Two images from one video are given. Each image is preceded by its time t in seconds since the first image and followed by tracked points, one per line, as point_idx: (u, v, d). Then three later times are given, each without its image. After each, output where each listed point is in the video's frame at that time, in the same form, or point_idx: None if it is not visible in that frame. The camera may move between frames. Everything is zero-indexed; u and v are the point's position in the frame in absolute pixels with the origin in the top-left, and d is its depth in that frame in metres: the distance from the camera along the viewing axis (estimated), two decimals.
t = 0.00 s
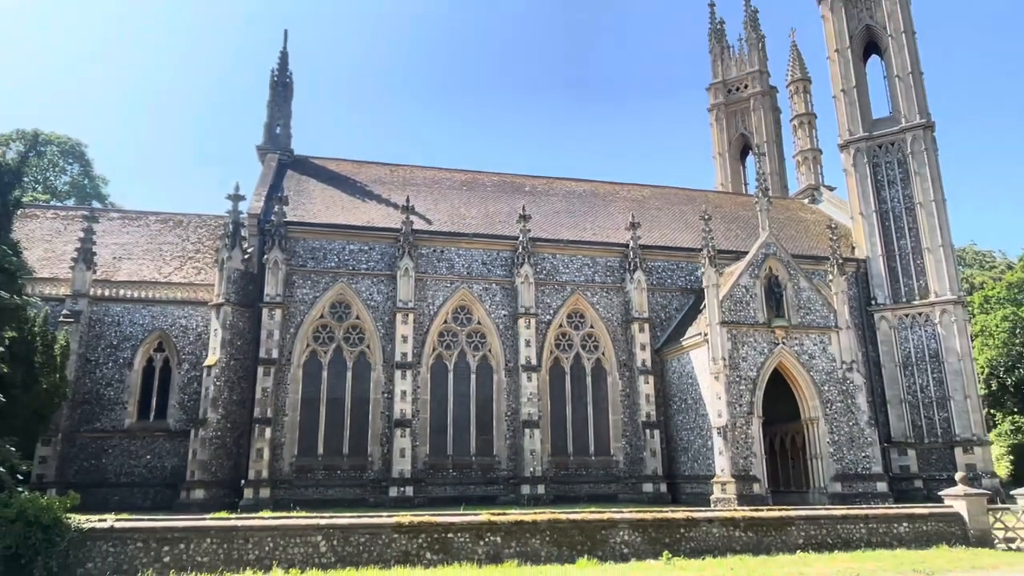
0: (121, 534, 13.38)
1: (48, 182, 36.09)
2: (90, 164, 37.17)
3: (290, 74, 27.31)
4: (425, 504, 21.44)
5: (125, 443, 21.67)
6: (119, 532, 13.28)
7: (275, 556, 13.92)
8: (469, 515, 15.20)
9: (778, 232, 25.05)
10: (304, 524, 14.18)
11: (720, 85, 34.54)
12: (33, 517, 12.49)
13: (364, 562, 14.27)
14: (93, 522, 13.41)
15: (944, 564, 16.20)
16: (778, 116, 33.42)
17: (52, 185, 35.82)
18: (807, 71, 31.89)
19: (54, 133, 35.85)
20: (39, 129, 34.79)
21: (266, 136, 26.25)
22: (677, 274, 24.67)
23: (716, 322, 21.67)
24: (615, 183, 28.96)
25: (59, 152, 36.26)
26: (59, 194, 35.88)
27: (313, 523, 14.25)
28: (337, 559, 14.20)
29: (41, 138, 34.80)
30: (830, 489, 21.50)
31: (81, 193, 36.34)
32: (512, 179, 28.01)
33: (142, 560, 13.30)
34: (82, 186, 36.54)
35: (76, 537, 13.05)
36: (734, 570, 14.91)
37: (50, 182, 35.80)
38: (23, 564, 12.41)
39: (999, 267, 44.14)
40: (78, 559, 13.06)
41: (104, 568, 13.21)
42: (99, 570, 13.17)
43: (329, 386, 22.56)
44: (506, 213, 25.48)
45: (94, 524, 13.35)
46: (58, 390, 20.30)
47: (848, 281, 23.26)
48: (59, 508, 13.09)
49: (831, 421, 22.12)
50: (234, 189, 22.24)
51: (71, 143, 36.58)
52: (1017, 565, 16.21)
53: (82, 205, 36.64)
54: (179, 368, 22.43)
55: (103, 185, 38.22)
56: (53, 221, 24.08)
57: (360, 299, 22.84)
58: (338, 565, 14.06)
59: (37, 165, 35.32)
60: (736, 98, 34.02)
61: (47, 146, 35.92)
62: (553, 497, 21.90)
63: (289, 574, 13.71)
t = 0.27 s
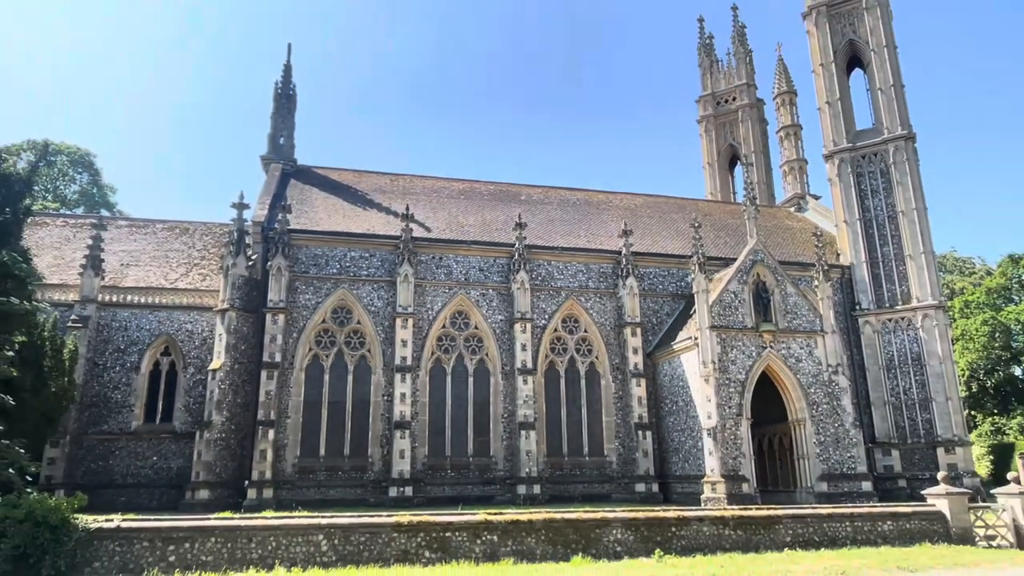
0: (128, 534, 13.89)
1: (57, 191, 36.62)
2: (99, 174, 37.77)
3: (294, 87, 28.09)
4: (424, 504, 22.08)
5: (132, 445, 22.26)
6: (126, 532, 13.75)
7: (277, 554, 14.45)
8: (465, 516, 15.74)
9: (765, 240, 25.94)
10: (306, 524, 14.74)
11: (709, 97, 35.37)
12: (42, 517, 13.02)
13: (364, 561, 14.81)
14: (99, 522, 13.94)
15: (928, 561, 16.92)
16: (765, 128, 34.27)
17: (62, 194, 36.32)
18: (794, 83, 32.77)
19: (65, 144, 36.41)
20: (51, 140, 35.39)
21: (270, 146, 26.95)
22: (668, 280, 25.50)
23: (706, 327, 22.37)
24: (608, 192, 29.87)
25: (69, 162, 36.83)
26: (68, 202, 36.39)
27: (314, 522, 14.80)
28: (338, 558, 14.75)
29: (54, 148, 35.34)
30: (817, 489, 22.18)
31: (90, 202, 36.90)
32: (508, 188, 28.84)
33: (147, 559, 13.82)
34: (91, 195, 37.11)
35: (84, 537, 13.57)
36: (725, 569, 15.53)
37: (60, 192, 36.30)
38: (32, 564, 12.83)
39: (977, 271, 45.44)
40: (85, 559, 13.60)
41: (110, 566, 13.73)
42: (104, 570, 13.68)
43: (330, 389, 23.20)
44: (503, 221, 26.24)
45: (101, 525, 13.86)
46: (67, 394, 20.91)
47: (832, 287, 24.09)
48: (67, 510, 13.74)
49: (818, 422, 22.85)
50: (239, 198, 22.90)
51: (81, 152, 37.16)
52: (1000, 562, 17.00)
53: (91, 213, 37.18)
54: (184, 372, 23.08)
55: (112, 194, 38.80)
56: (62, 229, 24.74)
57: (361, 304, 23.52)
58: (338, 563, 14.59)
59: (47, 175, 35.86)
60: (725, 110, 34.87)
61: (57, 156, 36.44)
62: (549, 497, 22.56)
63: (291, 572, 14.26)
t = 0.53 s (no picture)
0: (141, 529, 14.40)
1: (75, 202, 37.59)
2: (115, 185, 38.82)
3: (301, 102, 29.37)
4: (425, 500, 23.14)
5: (145, 443, 23.28)
6: (140, 527, 14.30)
7: (283, 549, 15.01)
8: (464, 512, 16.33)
9: (749, 248, 27.30)
10: (312, 520, 15.31)
11: (696, 112, 36.65)
12: (58, 514, 13.64)
13: (366, 555, 15.33)
14: (113, 519, 14.43)
15: (908, 554, 18.10)
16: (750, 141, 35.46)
17: (79, 204, 37.28)
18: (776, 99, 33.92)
19: (83, 156, 37.49)
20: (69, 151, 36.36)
21: (278, 158, 28.17)
22: (657, 286, 26.78)
23: (694, 330, 23.53)
24: (601, 202, 31.32)
25: (86, 173, 37.89)
26: (86, 212, 37.33)
27: (319, 519, 15.35)
28: (342, 551, 15.24)
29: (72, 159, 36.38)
30: (799, 485, 23.28)
31: (106, 212, 37.93)
32: (506, 199, 30.15)
33: (159, 554, 14.35)
34: (107, 205, 38.16)
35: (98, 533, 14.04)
36: (711, 561, 16.55)
37: (77, 202, 37.22)
38: (49, 558, 13.55)
39: (953, 278, 46.98)
40: (100, 553, 14.07)
41: (124, 560, 14.24)
42: (120, 563, 14.18)
43: (335, 390, 24.28)
44: (500, 230, 27.47)
45: (115, 521, 14.39)
46: (83, 394, 21.92)
47: (814, 293, 25.33)
48: (83, 505, 14.25)
49: (800, 422, 24.01)
50: (249, 208, 23.99)
51: (99, 164, 38.24)
52: (974, 555, 18.10)
53: (107, 222, 38.24)
54: (196, 374, 24.17)
55: (127, 204, 39.87)
56: (79, 237, 25.88)
57: (365, 309, 24.64)
58: (342, 557, 15.17)
59: (66, 185, 36.85)
60: (711, 124, 36.15)
61: (75, 167, 37.51)
62: (544, 493, 23.66)
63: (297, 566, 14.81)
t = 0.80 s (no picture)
0: (149, 527, 14.53)
1: (86, 210, 38.32)
2: (125, 193, 39.61)
3: (306, 113, 30.37)
4: (425, 499, 23.88)
5: (153, 444, 24.01)
6: (148, 525, 14.42)
7: (288, 547, 15.20)
8: (462, 511, 16.72)
9: (737, 255, 28.35)
10: (315, 518, 15.57)
11: (686, 124, 37.67)
12: (67, 513, 13.67)
13: (368, 553, 15.68)
14: (121, 518, 14.55)
15: (891, 551, 18.87)
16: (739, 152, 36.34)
17: (91, 212, 38.01)
18: (763, 111, 34.89)
19: (95, 165, 38.37)
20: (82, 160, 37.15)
21: (283, 168, 29.20)
22: (649, 291, 27.77)
23: (685, 334, 24.39)
24: (594, 211, 32.48)
25: (98, 182, 38.72)
26: (97, 219, 38.05)
27: (322, 517, 15.60)
28: (345, 549, 15.55)
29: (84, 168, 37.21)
30: (786, 484, 24.07)
31: (117, 219, 38.72)
32: (503, 208, 31.18)
33: (167, 551, 14.45)
34: (118, 213, 38.95)
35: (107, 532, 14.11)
36: (702, 558, 17.24)
37: (88, 210, 37.93)
38: (58, 556, 13.55)
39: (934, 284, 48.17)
40: (109, 551, 14.13)
41: (132, 558, 14.33)
42: (128, 561, 14.23)
43: (338, 392, 25.06)
44: (498, 238, 28.42)
45: (123, 519, 14.49)
46: (94, 396, 22.64)
47: (800, 298, 26.26)
48: (92, 505, 14.32)
49: (787, 423, 24.87)
50: (255, 216, 24.83)
51: (111, 173, 39.07)
52: (955, 552, 18.95)
53: (117, 229, 39.03)
54: (203, 377, 24.98)
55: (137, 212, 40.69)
56: (90, 245, 26.77)
57: (367, 314, 25.47)
58: (345, 554, 15.45)
59: (78, 194, 37.61)
60: (701, 136, 37.15)
61: (87, 176, 38.36)
62: (540, 491, 24.44)
63: (302, 563, 15.01)
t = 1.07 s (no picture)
0: (153, 527, 14.78)
1: (93, 216, 38.70)
2: (131, 201, 40.09)
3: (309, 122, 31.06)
4: (424, 499, 24.33)
5: (157, 446, 24.48)
6: (152, 525, 14.66)
7: (289, 547, 15.52)
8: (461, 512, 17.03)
9: (729, 261, 29.07)
10: (316, 519, 15.85)
11: (678, 133, 38.36)
12: (73, 513, 13.86)
13: (368, 553, 15.96)
14: (125, 518, 14.76)
15: (880, 550, 19.40)
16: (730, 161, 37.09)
17: (98, 218, 38.43)
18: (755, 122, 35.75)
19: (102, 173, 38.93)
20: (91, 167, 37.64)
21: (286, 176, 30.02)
22: (644, 296, 28.44)
23: (678, 338, 24.96)
24: (590, 218, 33.21)
25: (105, 189, 39.24)
26: (104, 225, 38.50)
27: (324, 518, 15.89)
28: (346, 549, 15.80)
29: (91, 176, 37.74)
30: (778, 485, 24.61)
31: (123, 225, 39.21)
32: (501, 215, 31.86)
33: (170, 551, 14.74)
34: (124, 220, 39.44)
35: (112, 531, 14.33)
36: (696, 558, 17.70)
37: (95, 216, 38.34)
38: (64, 556, 13.75)
39: (920, 290, 49.05)
40: (113, 551, 14.37)
41: (136, 557, 14.60)
42: (132, 561, 14.49)
43: (339, 395, 25.57)
44: (496, 244, 29.06)
45: (127, 519, 14.72)
46: (99, 399, 23.09)
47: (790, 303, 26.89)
48: (97, 505, 14.44)
49: (778, 425, 25.44)
50: (258, 222, 25.36)
51: (117, 181, 39.59)
52: (943, 551, 19.55)
53: (123, 236, 39.51)
54: (207, 380, 25.49)
55: (142, 219, 41.19)
56: (96, 250, 27.37)
57: (368, 318, 26.02)
58: (345, 554, 15.81)
59: (86, 201, 38.09)
60: (692, 145, 37.86)
61: (94, 184, 38.89)
62: (537, 492, 24.96)
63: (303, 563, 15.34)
